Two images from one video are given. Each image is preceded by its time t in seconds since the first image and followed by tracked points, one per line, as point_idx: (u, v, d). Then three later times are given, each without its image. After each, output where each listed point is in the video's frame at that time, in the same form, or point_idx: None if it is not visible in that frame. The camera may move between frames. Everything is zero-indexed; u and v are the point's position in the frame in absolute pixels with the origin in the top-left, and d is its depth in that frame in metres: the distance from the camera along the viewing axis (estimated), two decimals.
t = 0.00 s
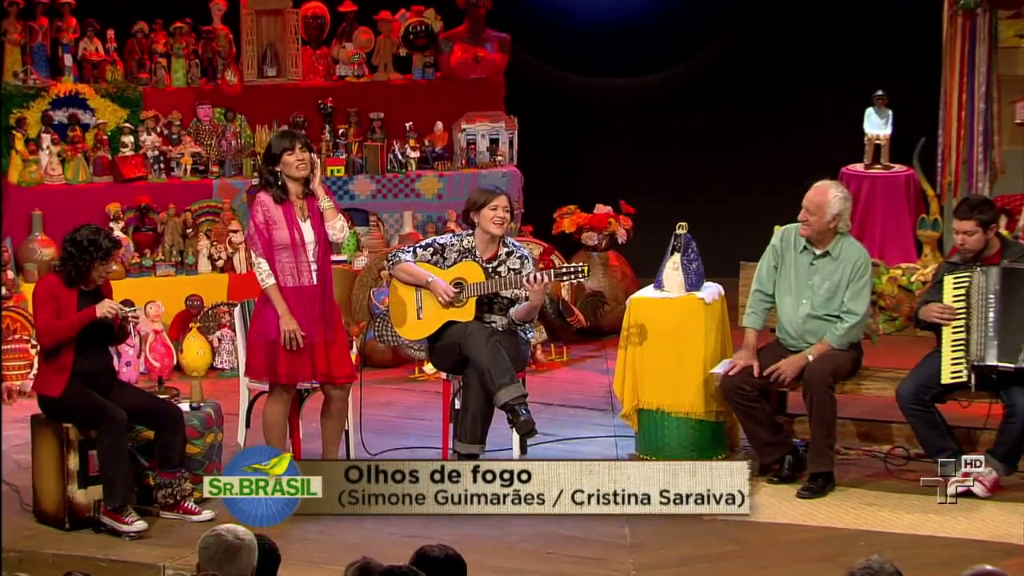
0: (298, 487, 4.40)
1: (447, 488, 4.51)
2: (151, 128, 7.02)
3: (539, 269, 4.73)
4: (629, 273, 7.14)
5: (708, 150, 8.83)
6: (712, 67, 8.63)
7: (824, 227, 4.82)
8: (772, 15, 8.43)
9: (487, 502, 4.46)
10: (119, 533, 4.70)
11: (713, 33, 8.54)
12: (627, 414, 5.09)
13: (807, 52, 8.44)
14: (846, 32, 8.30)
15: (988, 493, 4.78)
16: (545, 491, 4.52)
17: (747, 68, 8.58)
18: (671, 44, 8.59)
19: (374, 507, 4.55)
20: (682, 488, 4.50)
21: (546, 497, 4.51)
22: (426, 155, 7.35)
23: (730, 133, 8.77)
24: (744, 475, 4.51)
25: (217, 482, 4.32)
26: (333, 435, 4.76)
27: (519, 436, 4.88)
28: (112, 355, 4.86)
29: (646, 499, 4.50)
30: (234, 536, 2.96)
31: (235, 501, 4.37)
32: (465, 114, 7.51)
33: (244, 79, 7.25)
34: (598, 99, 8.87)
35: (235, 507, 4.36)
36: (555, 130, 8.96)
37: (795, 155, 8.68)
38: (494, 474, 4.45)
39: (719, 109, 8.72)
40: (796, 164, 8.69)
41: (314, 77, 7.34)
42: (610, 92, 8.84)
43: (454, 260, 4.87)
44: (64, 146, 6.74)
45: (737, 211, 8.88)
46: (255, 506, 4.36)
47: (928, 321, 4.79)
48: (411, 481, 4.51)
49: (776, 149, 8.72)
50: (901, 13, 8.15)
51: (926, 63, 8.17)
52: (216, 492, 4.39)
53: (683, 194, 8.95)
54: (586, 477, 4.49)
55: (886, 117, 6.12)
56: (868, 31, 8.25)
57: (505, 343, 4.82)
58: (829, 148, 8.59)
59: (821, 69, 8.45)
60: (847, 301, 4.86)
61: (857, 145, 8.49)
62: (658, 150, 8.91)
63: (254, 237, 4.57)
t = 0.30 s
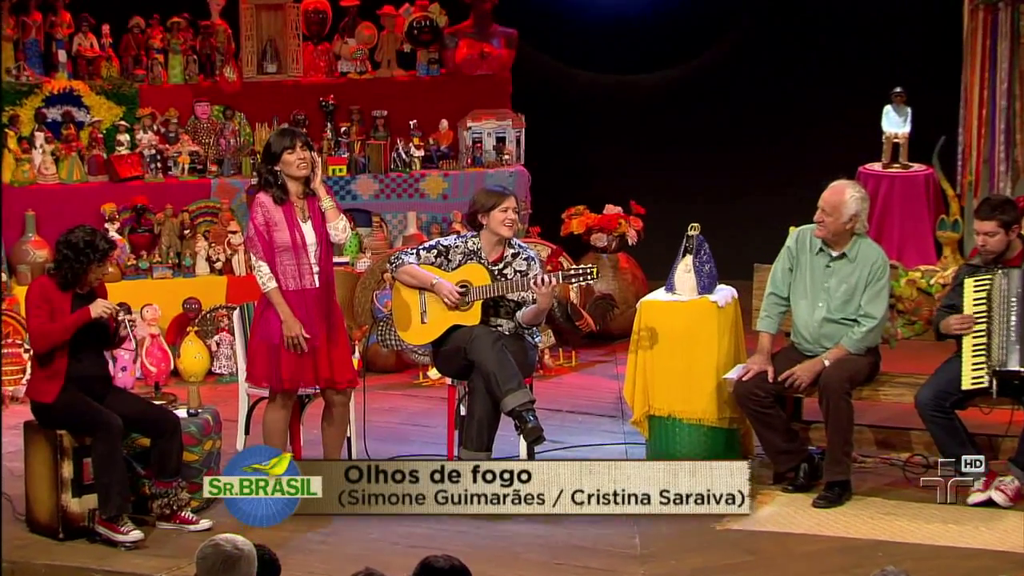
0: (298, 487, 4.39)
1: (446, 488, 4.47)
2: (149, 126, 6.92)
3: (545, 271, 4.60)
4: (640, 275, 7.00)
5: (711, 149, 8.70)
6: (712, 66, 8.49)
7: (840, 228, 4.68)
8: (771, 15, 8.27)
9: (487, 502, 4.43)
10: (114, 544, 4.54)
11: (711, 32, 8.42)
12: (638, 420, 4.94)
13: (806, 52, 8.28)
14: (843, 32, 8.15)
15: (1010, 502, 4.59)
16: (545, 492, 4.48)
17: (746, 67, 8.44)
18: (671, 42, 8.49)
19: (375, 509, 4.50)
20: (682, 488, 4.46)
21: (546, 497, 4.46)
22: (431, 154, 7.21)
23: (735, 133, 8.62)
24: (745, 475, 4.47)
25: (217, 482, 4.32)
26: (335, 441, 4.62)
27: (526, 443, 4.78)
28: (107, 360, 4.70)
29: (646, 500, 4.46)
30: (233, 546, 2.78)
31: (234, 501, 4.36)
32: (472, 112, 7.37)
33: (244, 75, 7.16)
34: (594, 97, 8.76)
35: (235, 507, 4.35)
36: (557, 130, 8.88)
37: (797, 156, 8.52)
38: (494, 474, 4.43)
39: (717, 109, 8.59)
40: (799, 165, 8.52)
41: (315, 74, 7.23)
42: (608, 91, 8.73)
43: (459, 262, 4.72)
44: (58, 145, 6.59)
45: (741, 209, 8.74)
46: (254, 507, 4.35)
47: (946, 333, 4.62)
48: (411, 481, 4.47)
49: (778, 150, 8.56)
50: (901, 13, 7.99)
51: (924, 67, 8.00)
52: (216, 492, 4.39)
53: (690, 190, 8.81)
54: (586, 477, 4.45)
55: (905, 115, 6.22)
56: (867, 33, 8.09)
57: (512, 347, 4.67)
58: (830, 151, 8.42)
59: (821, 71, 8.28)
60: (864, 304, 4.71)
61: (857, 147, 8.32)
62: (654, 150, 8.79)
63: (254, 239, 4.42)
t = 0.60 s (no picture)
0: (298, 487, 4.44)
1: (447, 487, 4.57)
2: (143, 124, 6.77)
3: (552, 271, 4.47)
4: (649, 277, 6.87)
5: (711, 151, 8.62)
6: (712, 66, 8.38)
7: (856, 228, 4.54)
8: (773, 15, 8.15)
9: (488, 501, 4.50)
10: (108, 553, 4.41)
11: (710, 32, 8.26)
12: (647, 426, 4.81)
13: (806, 53, 8.18)
14: (845, 33, 8.05)
15: None
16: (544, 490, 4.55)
17: (749, 66, 8.32)
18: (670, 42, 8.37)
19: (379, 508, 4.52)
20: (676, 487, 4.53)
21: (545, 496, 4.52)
22: (434, 153, 7.09)
23: (739, 132, 8.52)
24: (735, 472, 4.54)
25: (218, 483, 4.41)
26: (337, 447, 4.50)
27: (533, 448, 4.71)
28: (102, 365, 4.55)
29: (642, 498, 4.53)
30: (231, 556, 2.89)
31: (235, 501, 4.42)
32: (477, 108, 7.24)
33: (242, 71, 7.05)
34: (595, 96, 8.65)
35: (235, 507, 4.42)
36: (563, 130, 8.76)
37: (801, 156, 8.43)
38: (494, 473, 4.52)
39: (719, 110, 8.50)
40: (804, 164, 8.44)
41: (315, 70, 7.13)
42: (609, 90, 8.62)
43: (461, 264, 4.59)
44: (51, 143, 6.47)
45: (756, 211, 8.64)
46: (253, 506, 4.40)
47: (966, 340, 4.45)
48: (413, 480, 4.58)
49: (780, 150, 8.47)
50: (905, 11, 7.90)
51: (929, 67, 7.91)
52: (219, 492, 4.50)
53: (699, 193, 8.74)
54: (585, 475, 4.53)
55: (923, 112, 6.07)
56: (868, 33, 8.01)
57: (518, 350, 4.54)
58: (832, 152, 8.34)
59: (821, 72, 8.19)
60: (881, 307, 4.57)
61: (858, 147, 8.26)
62: (664, 153, 8.71)
63: (254, 243, 4.27)
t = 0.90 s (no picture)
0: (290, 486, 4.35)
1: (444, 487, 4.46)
2: (137, 120, 6.64)
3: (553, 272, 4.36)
4: (658, 279, 6.72)
5: (709, 148, 8.47)
6: (712, 65, 8.29)
7: (871, 229, 4.41)
8: (773, 16, 8.10)
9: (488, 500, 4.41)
10: (100, 562, 4.24)
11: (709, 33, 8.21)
12: (656, 432, 4.67)
13: (807, 54, 8.12)
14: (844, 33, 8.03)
15: None
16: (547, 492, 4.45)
17: (753, 66, 8.23)
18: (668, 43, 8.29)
19: (374, 518, 4.38)
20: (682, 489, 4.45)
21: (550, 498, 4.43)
22: (436, 151, 6.96)
23: (744, 131, 8.38)
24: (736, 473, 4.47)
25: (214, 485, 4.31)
26: (336, 453, 4.35)
27: (537, 456, 4.55)
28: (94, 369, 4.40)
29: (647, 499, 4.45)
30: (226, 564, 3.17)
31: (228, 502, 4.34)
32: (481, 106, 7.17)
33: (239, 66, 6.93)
34: (600, 91, 8.48)
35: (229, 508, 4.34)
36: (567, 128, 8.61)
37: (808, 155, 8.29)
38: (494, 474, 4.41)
39: (719, 108, 8.36)
40: (810, 165, 8.31)
41: (314, 65, 7.01)
42: (609, 88, 8.46)
43: (459, 267, 4.44)
44: (42, 140, 6.36)
45: (759, 210, 8.48)
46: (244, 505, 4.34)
47: (985, 345, 4.34)
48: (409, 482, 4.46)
49: (784, 150, 8.35)
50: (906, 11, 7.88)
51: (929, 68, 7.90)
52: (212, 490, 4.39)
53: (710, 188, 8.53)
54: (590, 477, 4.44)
55: (939, 109, 6.56)
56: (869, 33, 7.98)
57: (522, 354, 4.41)
58: (834, 151, 8.25)
59: (821, 74, 8.14)
60: (897, 309, 4.44)
61: (862, 147, 8.18)
62: (663, 151, 8.54)
63: (253, 243, 4.11)
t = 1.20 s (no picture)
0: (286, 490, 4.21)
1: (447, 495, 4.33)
2: (131, 117, 6.53)
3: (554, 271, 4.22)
4: (665, 279, 6.60)
5: (707, 147, 8.30)
6: (711, 65, 8.14)
7: (887, 229, 4.28)
8: (772, 15, 7.95)
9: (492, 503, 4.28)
10: (93, 572, 4.09)
11: (706, 33, 8.07)
12: (665, 437, 4.53)
13: (808, 54, 7.96)
14: (853, 28, 7.85)
15: None
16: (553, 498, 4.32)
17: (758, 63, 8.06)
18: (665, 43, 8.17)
19: (373, 526, 4.25)
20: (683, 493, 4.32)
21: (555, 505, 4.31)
22: (438, 148, 6.83)
23: (748, 130, 8.22)
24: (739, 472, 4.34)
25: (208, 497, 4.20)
26: (336, 460, 4.22)
27: (542, 462, 4.42)
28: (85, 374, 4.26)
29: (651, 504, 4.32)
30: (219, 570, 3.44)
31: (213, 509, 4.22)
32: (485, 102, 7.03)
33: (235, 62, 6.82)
34: (600, 90, 8.31)
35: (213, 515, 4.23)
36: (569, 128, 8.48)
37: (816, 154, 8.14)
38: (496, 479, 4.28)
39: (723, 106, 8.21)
40: (818, 164, 8.16)
41: (312, 60, 6.90)
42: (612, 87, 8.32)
43: (456, 270, 4.32)
44: (32, 138, 6.22)
45: (762, 210, 8.33)
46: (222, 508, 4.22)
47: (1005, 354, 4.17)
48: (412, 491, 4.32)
49: (786, 151, 8.19)
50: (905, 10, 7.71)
51: (929, 68, 7.74)
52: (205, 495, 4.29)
53: (716, 185, 8.36)
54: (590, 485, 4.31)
55: (957, 105, 6.40)
56: (877, 29, 7.80)
57: (525, 358, 4.28)
58: (835, 152, 8.08)
59: (822, 75, 7.97)
60: (913, 311, 4.31)
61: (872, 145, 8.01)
62: (667, 150, 8.40)
63: (250, 245, 3.98)
